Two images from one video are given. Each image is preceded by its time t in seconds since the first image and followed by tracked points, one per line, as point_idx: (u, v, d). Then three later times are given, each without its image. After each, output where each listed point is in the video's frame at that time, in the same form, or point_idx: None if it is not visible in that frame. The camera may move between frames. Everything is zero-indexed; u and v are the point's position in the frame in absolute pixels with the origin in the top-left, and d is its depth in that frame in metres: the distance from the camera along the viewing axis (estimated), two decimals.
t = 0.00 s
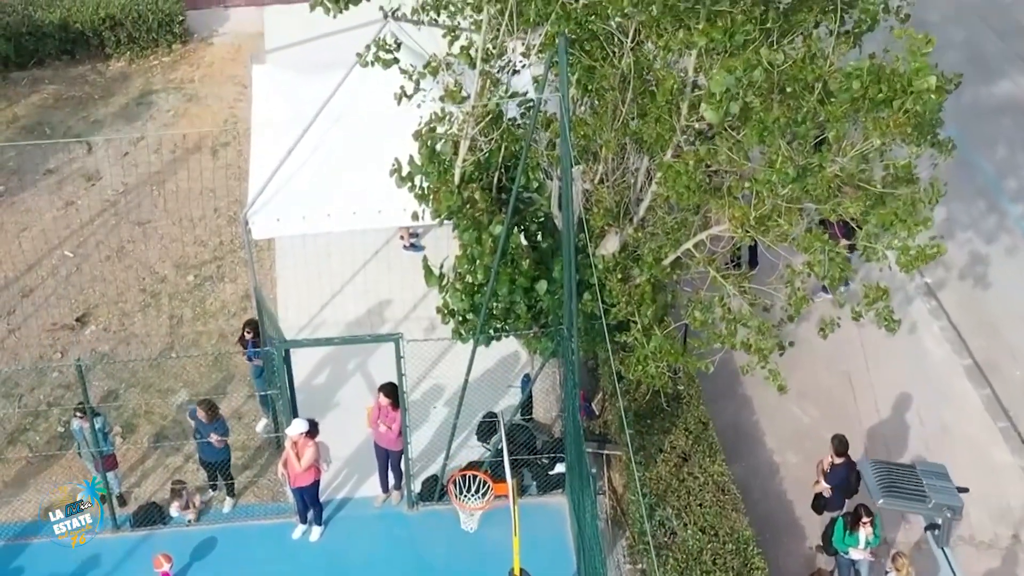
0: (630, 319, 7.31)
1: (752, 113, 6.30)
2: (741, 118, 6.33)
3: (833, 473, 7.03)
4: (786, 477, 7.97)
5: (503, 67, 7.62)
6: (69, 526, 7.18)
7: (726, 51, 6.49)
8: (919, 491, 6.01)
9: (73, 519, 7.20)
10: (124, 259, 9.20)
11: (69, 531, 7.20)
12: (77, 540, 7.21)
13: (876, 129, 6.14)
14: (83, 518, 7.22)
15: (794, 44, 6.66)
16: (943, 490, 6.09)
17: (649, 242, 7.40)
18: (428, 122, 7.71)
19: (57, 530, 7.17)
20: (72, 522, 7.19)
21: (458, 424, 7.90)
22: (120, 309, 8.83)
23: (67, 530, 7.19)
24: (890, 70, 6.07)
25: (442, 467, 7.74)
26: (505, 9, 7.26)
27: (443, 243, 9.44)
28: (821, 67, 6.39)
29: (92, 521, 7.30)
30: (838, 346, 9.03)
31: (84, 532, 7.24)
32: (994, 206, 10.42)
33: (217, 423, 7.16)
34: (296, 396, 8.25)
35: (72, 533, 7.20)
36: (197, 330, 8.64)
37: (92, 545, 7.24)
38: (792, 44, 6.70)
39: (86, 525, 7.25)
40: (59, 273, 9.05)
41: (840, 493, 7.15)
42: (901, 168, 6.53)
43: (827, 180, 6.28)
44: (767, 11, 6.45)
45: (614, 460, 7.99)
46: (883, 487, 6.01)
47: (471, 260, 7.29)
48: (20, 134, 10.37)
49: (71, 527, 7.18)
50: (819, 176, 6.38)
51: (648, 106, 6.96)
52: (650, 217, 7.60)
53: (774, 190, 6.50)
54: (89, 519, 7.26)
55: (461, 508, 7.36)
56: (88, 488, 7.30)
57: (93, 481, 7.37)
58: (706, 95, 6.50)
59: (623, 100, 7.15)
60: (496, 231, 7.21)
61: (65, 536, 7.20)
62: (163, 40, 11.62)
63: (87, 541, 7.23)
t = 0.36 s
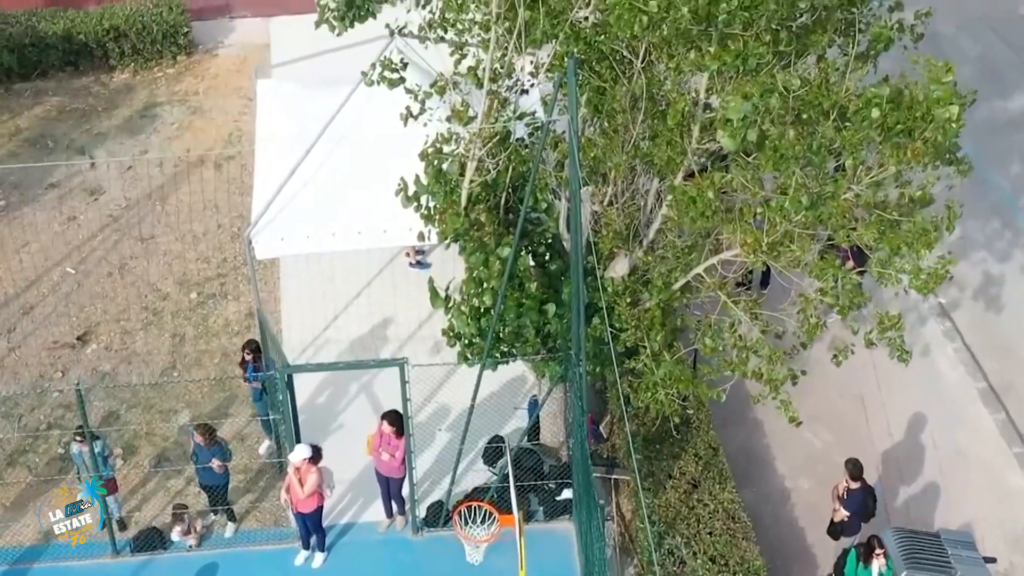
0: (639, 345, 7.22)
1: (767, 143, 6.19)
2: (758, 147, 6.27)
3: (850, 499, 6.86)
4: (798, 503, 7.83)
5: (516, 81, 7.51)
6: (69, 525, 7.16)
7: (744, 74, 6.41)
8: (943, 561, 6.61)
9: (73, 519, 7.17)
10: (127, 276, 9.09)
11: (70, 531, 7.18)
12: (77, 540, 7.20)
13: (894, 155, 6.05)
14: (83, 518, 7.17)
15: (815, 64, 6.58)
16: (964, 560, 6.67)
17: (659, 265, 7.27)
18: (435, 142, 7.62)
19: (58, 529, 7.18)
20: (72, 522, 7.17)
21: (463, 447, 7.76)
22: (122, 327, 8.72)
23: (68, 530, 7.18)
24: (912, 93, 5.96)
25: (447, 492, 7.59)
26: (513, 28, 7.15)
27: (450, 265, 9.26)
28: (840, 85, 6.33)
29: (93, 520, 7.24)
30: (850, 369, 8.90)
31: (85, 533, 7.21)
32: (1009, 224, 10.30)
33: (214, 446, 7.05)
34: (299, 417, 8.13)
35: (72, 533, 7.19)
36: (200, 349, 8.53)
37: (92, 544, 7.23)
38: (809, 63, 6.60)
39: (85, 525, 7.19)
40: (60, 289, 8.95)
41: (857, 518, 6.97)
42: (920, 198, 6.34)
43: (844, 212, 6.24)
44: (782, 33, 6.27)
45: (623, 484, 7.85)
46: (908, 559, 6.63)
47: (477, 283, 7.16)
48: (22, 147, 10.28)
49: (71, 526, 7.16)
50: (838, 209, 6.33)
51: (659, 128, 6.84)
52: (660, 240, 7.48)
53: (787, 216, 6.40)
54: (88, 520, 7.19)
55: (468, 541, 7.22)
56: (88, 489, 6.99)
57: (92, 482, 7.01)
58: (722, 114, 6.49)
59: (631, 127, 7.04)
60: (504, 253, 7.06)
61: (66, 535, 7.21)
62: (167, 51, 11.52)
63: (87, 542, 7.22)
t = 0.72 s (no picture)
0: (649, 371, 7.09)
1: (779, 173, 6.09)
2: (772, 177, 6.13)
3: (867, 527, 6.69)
4: (809, 530, 7.69)
5: (523, 101, 7.41)
6: (69, 525, 7.15)
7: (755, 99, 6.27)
8: None
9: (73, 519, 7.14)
10: (129, 293, 8.98)
11: (70, 531, 7.17)
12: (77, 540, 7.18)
13: (910, 184, 5.96)
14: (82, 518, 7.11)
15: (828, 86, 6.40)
16: None
17: (670, 289, 7.13)
18: (441, 163, 7.47)
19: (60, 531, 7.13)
20: (71, 522, 7.14)
21: (469, 472, 7.64)
22: (123, 345, 8.62)
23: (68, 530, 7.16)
24: (929, 118, 5.80)
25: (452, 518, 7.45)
26: (520, 47, 7.04)
27: (456, 289, 9.07)
28: (852, 107, 6.20)
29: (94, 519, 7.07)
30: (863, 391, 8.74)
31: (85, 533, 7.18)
32: None
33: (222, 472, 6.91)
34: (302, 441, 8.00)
35: (72, 533, 7.16)
36: (202, 368, 8.42)
37: (92, 570, 7.06)
38: (821, 86, 6.46)
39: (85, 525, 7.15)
40: (62, 307, 8.85)
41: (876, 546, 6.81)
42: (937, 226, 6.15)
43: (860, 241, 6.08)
44: (796, 56, 6.13)
45: (631, 510, 7.71)
46: None
47: (485, 307, 7.04)
48: (24, 160, 10.17)
49: (71, 526, 7.14)
50: (852, 235, 6.21)
51: (670, 150, 6.72)
52: (671, 263, 7.34)
53: (802, 242, 6.25)
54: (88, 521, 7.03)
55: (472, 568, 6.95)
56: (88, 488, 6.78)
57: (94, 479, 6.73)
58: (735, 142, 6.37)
59: (641, 152, 6.92)
60: (512, 278, 6.92)
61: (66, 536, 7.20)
62: (172, 63, 11.41)
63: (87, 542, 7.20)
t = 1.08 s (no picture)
0: (658, 399, 6.96)
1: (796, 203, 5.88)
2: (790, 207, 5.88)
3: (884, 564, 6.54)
4: (820, 559, 7.55)
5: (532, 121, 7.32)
6: (69, 525, 6.78)
7: (767, 124, 6.11)
8: None
9: (72, 520, 6.78)
10: (130, 311, 8.88)
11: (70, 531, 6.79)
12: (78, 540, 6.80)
13: (926, 212, 5.68)
14: (83, 518, 6.76)
15: (847, 109, 6.25)
16: None
17: (680, 314, 7.00)
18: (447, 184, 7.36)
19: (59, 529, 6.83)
20: (71, 523, 6.77)
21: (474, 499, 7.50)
22: (124, 365, 8.51)
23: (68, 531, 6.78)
24: (944, 142, 5.60)
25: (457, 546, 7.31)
26: (528, 68, 6.97)
27: (462, 311, 8.97)
28: (866, 133, 6.04)
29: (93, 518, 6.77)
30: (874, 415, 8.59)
31: (85, 532, 6.81)
32: None
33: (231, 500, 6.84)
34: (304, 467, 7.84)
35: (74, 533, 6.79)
36: (204, 389, 8.31)
37: None
38: (835, 108, 6.32)
39: (86, 525, 6.79)
40: (62, 325, 8.74)
41: None
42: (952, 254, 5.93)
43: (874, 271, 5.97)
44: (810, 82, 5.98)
45: (639, 537, 7.55)
46: None
47: (491, 333, 6.90)
48: (26, 174, 10.07)
49: (71, 527, 6.77)
50: (868, 263, 6.07)
51: (679, 175, 6.61)
52: (680, 287, 7.19)
53: (815, 270, 6.09)
54: (88, 521, 6.74)
55: None
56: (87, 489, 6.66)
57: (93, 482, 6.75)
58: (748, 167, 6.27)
59: (651, 179, 6.80)
60: (519, 303, 6.79)
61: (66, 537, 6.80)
62: (175, 75, 11.29)
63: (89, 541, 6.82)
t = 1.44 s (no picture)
0: (669, 426, 6.82)
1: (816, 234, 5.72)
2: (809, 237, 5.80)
3: None
4: None
5: (541, 141, 7.18)
6: (69, 525, 6.76)
7: (782, 148, 5.92)
8: None
9: (73, 520, 6.78)
10: (133, 329, 8.76)
11: (70, 531, 6.74)
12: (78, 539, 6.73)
13: (941, 240, 5.58)
14: (84, 516, 6.79)
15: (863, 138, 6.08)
16: None
17: (691, 340, 6.86)
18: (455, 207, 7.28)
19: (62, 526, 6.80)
20: (72, 522, 6.77)
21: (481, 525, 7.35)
22: (126, 384, 8.40)
23: (68, 530, 6.74)
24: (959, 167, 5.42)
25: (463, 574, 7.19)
26: (537, 88, 6.87)
27: (467, 337, 8.86)
28: (881, 159, 5.91)
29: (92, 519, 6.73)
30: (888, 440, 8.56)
31: (85, 533, 6.77)
32: None
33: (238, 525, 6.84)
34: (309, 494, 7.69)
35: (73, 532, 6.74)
36: (207, 410, 8.19)
37: None
38: (849, 131, 6.17)
39: (86, 525, 6.78)
40: (63, 343, 8.63)
41: None
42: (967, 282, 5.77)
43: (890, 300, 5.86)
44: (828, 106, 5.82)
45: (649, 564, 7.41)
46: None
47: (499, 359, 6.76)
48: (28, 187, 9.96)
49: (72, 525, 6.75)
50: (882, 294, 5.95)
51: (690, 199, 6.49)
52: (692, 312, 7.07)
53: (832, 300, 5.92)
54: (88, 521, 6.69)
55: None
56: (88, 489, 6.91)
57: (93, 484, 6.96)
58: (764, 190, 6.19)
59: (662, 204, 6.67)
60: (527, 329, 6.67)
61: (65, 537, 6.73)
62: (179, 87, 11.17)
63: (88, 540, 6.76)
